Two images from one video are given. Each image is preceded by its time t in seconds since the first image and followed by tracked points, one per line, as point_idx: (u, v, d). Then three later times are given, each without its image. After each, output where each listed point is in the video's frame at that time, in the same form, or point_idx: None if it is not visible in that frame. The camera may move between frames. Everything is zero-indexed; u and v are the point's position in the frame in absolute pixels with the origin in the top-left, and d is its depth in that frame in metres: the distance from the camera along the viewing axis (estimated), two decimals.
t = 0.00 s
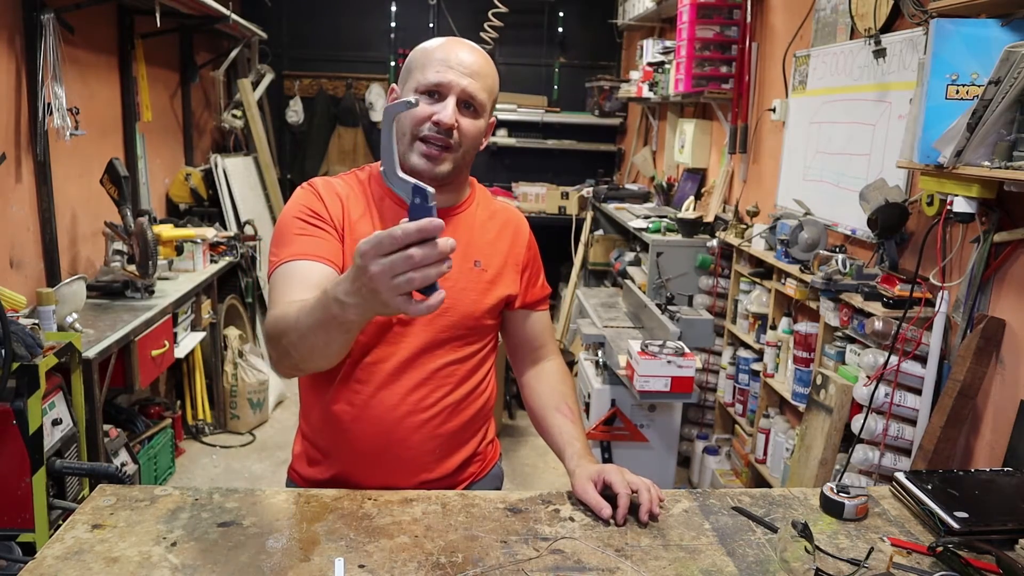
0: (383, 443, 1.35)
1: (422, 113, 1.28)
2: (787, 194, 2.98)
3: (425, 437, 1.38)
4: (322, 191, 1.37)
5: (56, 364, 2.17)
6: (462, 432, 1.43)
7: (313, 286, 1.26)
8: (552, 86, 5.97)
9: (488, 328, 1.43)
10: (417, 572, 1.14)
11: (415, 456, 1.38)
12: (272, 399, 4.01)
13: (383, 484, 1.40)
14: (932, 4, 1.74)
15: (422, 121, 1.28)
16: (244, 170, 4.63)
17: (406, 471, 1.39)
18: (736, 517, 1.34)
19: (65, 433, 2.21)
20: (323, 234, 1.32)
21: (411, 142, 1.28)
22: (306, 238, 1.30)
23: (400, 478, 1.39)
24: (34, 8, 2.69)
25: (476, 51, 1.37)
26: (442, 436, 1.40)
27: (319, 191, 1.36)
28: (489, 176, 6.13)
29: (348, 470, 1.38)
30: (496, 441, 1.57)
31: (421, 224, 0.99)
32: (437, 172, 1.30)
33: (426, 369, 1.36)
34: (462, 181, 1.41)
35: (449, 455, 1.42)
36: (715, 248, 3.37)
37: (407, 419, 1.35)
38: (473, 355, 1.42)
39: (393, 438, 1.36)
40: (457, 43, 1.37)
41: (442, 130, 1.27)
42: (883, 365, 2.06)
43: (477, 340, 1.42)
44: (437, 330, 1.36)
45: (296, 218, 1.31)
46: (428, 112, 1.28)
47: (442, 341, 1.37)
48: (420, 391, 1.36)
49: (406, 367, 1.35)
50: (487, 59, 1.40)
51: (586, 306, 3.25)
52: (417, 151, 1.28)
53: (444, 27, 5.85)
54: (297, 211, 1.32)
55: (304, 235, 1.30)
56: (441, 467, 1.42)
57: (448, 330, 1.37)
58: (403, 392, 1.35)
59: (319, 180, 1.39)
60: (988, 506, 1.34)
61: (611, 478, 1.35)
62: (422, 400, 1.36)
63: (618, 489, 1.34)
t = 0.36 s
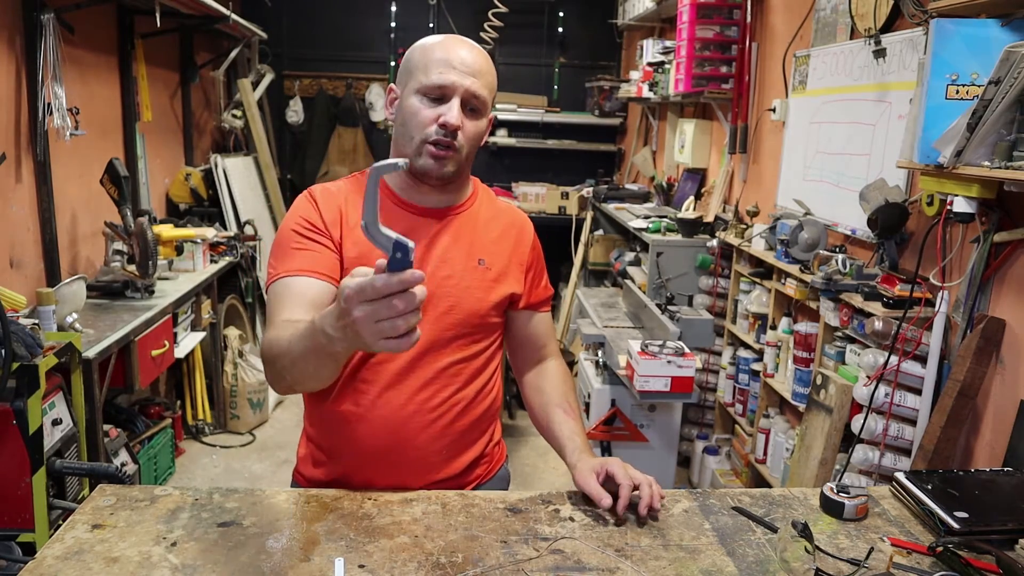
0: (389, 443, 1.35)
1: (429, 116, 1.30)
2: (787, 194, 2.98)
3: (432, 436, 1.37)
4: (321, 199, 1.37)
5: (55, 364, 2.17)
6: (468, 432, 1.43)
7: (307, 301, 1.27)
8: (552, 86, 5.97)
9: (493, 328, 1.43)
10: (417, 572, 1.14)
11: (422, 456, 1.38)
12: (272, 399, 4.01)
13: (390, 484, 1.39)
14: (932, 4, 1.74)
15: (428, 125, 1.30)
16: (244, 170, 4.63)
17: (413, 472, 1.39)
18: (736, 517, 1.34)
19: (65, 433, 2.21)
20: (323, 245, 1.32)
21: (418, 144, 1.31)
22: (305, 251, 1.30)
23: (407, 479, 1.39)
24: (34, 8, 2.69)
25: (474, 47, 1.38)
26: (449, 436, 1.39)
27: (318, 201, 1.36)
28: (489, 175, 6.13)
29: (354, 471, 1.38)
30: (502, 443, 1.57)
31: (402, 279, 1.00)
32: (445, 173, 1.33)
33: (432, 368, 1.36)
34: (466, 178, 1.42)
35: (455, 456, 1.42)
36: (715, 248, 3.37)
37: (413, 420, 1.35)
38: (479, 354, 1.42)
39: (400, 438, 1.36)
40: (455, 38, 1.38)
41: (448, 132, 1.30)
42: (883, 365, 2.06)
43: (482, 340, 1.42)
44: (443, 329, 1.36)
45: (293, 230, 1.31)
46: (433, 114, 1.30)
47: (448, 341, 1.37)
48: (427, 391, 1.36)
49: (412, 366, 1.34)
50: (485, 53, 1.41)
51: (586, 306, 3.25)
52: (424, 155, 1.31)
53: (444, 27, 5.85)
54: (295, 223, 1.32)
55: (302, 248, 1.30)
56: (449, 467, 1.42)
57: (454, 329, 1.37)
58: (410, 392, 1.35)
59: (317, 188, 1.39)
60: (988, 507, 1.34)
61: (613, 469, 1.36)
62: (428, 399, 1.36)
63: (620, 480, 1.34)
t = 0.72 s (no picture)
0: (403, 442, 1.36)
1: (452, 137, 1.28)
2: (787, 194, 2.98)
3: (445, 437, 1.38)
4: (335, 199, 1.37)
5: (56, 364, 2.17)
6: (482, 434, 1.42)
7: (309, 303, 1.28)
8: (552, 86, 5.97)
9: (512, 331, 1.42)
10: (418, 572, 1.14)
11: (436, 456, 1.38)
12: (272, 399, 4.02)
13: (404, 483, 1.40)
14: (932, 4, 1.74)
15: (450, 146, 1.29)
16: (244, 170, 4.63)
17: (426, 471, 1.39)
18: (736, 517, 1.34)
19: (65, 433, 2.21)
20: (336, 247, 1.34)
21: (440, 163, 1.31)
22: (315, 252, 1.32)
23: (420, 478, 1.40)
24: (34, 8, 2.69)
25: (501, 55, 1.32)
26: (462, 437, 1.39)
27: (331, 203, 1.36)
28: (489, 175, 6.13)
29: (368, 469, 1.39)
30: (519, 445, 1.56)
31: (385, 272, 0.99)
32: (467, 191, 1.33)
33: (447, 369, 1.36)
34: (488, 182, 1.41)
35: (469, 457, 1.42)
36: (715, 248, 3.37)
37: (426, 420, 1.36)
38: (495, 357, 1.41)
39: (414, 437, 1.36)
40: (481, 43, 1.31)
41: (472, 156, 1.29)
42: (883, 365, 2.06)
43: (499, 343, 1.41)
44: (459, 330, 1.36)
45: (306, 232, 1.33)
46: (457, 136, 1.28)
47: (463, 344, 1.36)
48: (441, 392, 1.36)
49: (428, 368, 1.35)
50: (511, 59, 1.35)
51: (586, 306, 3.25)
52: (445, 174, 1.31)
53: (444, 27, 5.84)
54: (308, 224, 1.34)
55: (314, 249, 1.32)
56: (462, 468, 1.42)
57: (469, 332, 1.36)
58: (425, 391, 1.35)
59: (333, 188, 1.39)
60: (988, 507, 1.34)
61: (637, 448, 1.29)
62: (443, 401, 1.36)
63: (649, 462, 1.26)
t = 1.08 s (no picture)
0: (409, 442, 1.37)
1: (462, 133, 1.25)
2: (787, 194, 2.98)
3: (451, 441, 1.38)
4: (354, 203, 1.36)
5: (55, 364, 2.17)
6: (491, 441, 1.41)
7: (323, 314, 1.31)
8: (552, 86, 5.97)
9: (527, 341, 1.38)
10: (418, 572, 1.14)
11: (443, 458, 1.39)
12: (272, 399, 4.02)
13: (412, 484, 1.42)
14: (932, 4, 1.74)
15: (459, 143, 1.26)
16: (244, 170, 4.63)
17: (433, 472, 1.40)
18: (736, 517, 1.34)
19: (65, 433, 2.21)
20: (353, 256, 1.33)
21: (450, 159, 1.28)
22: (332, 260, 1.32)
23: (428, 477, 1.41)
24: (34, 8, 2.69)
25: (523, 55, 1.29)
26: (469, 443, 1.39)
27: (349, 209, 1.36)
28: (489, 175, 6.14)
29: (378, 468, 1.41)
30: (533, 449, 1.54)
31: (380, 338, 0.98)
32: (477, 191, 1.30)
33: (455, 376, 1.35)
34: (508, 186, 1.36)
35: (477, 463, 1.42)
36: (715, 248, 3.37)
37: (433, 425, 1.37)
38: (506, 367, 1.38)
39: (419, 439, 1.37)
40: (502, 44, 1.29)
41: (480, 153, 1.26)
42: (883, 365, 2.06)
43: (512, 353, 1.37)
44: (467, 339, 1.34)
45: (324, 235, 1.34)
46: (467, 133, 1.25)
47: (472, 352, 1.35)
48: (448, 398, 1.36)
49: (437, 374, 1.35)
50: (534, 61, 1.31)
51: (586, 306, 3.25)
52: (455, 173, 1.28)
53: (444, 27, 5.84)
54: (326, 229, 1.34)
55: (331, 256, 1.32)
56: (470, 473, 1.41)
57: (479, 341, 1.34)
58: (432, 396, 1.36)
59: (353, 192, 1.39)
60: (987, 506, 1.34)
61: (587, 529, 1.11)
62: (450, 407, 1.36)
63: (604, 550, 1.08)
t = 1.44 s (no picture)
0: (382, 445, 1.34)
1: (405, 120, 1.25)
2: (787, 194, 2.98)
3: (425, 441, 1.35)
4: (311, 203, 1.34)
5: (56, 364, 2.17)
6: (465, 438, 1.39)
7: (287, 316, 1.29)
8: (552, 86, 5.97)
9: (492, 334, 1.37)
10: (417, 572, 1.14)
11: (418, 459, 1.36)
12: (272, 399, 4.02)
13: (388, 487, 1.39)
14: (932, 4, 1.74)
15: (404, 130, 1.25)
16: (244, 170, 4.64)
17: (408, 474, 1.37)
18: (736, 517, 1.34)
19: (65, 433, 2.21)
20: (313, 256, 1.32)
21: (396, 149, 1.27)
22: (292, 262, 1.30)
23: (404, 480, 1.38)
24: (34, 8, 2.69)
25: (464, 41, 1.30)
26: (444, 442, 1.37)
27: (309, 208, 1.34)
28: (489, 176, 6.14)
29: (352, 473, 1.38)
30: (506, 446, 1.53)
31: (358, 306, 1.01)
32: (426, 179, 1.28)
33: (424, 375, 1.32)
34: (461, 175, 1.36)
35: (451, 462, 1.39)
36: (714, 248, 3.37)
37: (405, 428, 1.34)
38: (474, 363, 1.36)
39: (392, 442, 1.34)
40: (443, 32, 1.30)
41: (424, 137, 1.25)
42: (883, 365, 2.06)
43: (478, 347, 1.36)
44: (434, 335, 1.32)
45: (283, 238, 1.32)
46: (410, 119, 1.24)
47: (440, 350, 1.32)
48: (420, 399, 1.33)
49: (405, 375, 1.32)
50: (478, 49, 1.32)
51: (586, 306, 3.25)
52: (403, 162, 1.27)
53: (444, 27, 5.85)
54: (285, 232, 1.32)
55: (290, 258, 1.30)
56: (446, 472, 1.39)
57: (446, 338, 1.32)
58: (402, 396, 1.33)
59: (310, 193, 1.36)
60: (988, 506, 1.34)
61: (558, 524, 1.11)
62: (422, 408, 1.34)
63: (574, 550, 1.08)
